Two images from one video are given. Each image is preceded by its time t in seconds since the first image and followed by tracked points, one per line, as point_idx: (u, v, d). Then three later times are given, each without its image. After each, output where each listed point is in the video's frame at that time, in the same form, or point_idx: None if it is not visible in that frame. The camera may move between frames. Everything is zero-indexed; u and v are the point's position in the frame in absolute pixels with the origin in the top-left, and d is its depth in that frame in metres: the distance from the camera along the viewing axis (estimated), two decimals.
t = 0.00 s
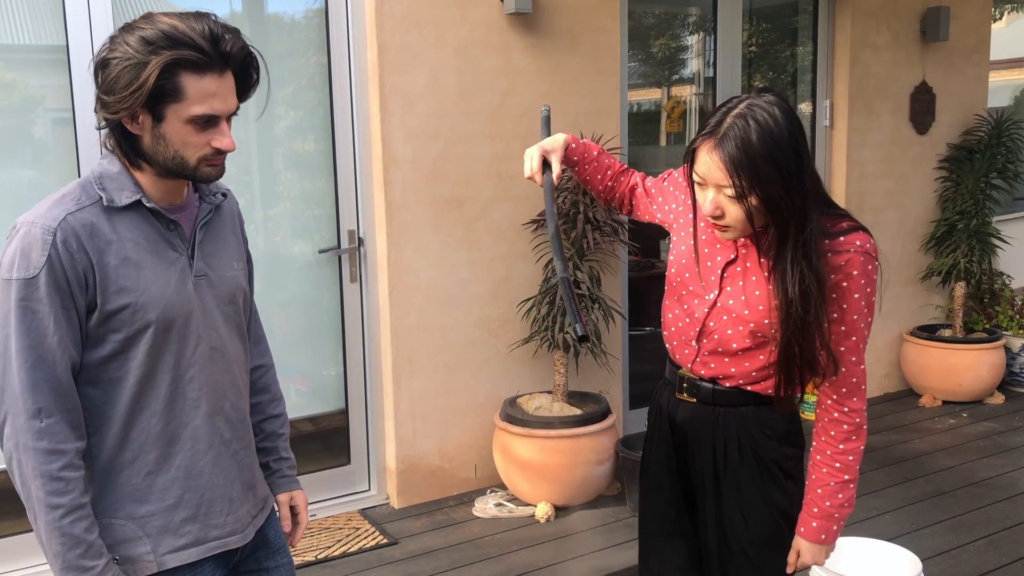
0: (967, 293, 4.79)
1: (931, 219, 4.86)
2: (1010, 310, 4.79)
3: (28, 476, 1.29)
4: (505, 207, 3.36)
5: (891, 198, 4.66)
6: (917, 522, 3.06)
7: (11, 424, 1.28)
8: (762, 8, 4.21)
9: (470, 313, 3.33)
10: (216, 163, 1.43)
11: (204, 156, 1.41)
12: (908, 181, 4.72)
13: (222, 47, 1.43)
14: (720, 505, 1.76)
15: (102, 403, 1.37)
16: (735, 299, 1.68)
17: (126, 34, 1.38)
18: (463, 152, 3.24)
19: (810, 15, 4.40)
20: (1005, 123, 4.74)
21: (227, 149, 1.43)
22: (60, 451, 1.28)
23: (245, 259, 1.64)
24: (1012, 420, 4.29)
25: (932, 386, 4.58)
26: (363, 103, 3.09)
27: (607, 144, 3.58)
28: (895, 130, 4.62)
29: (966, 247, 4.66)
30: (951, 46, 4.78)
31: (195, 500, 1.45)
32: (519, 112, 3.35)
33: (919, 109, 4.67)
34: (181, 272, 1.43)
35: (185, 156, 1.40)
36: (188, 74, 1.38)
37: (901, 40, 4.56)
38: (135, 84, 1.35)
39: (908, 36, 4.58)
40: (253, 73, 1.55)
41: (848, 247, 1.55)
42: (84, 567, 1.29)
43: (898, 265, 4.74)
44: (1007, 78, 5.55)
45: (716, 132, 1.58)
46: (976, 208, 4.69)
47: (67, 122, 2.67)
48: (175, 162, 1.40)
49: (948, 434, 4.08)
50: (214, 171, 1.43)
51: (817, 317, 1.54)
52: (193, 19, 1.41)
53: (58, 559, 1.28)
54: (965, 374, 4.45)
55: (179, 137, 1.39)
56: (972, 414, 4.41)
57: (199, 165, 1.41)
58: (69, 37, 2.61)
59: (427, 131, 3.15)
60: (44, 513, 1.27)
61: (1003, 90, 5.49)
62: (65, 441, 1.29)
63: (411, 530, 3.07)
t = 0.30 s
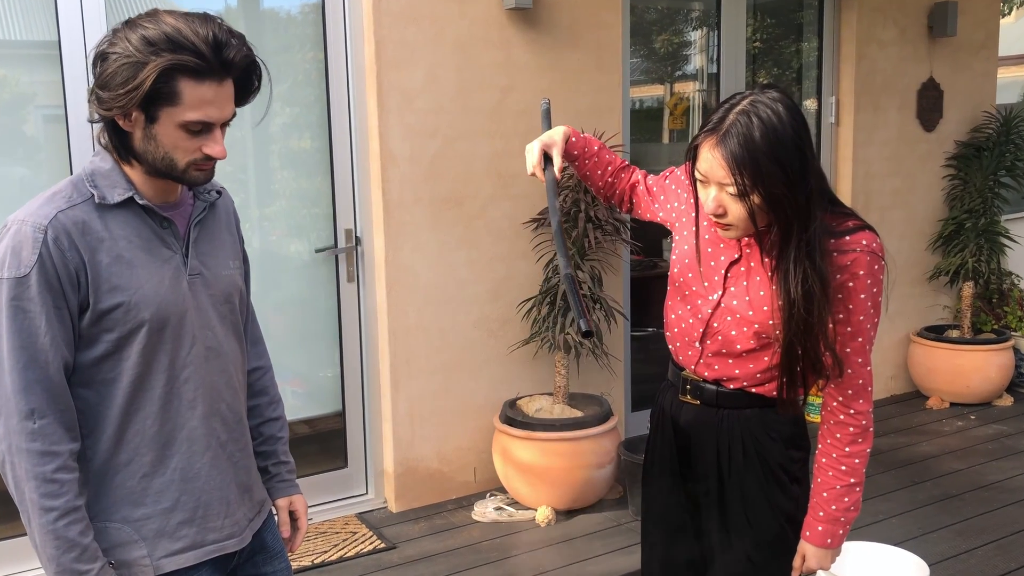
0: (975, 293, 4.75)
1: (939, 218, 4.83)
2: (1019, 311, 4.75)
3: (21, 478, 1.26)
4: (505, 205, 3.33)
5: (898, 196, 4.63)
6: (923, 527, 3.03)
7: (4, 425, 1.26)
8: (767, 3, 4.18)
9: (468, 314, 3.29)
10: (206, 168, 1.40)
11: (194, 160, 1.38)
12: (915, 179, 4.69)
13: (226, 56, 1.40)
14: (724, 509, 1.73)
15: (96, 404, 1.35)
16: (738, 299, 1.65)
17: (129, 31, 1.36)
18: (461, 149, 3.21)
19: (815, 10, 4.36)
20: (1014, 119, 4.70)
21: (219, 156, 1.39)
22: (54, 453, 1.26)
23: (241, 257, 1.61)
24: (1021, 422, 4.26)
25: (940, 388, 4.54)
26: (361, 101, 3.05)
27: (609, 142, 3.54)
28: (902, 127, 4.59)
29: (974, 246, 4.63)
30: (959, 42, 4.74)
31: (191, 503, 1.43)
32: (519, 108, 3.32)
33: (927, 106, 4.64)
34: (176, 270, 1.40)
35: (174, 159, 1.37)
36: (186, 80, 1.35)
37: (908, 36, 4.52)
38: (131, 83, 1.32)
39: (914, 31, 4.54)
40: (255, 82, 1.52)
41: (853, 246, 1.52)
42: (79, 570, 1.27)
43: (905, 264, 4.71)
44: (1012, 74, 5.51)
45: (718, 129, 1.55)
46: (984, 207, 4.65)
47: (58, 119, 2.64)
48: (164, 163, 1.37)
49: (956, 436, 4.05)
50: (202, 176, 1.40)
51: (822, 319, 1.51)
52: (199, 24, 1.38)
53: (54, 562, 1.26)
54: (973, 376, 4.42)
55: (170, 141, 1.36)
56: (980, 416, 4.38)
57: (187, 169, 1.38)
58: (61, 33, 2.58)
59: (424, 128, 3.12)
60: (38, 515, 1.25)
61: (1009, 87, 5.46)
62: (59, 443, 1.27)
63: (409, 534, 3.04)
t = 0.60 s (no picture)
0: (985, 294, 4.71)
1: (947, 217, 4.79)
2: None
3: (12, 482, 1.24)
4: (504, 203, 3.29)
5: (906, 194, 4.59)
6: (931, 532, 2.99)
7: None
8: None
9: (467, 314, 3.26)
10: (199, 170, 1.36)
11: (188, 161, 1.34)
12: (922, 177, 4.65)
13: (227, 59, 1.36)
14: (728, 514, 1.69)
15: (88, 406, 1.31)
16: (742, 299, 1.62)
17: (129, 27, 1.32)
18: (460, 145, 3.17)
19: (821, 5, 4.32)
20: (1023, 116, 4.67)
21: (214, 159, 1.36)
22: (45, 456, 1.23)
23: (236, 257, 1.57)
24: None
25: (949, 391, 4.51)
26: (358, 98, 3.02)
27: (611, 139, 3.51)
28: (910, 123, 4.55)
29: (984, 245, 4.60)
30: (968, 37, 4.70)
31: (186, 507, 1.39)
32: (519, 104, 3.28)
33: (935, 102, 4.60)
34: (169, 269, 1.36)
35: (168, 159, 1.33)
36: (185, 81, 1.32)
37: (916, 31, 4.49)
38: (129, 81, 1.29)
39: (922, 26, 4.51)
40: (255, 85, 1.49)
41: (860, 244, 1.48)
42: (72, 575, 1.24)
43: (913, 263, 4.68)
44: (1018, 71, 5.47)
45: (722, 125, 1.52)
46: (994, 205, 4.62)
47: (49, 115, 2.60)
48: (157, 163, 1.33)
49: (965, 439, 4.01)
50: (196, 177, 1.36)
51: (827, 319, 1.47)
52: (203, 26, 1.35)
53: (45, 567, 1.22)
54: (983, 377, 4.39)
55: (164, 141, 1.33)
56: (990, 419, 4.34)
57: (180, 169, 1.34)
58: (52, 27, 2.54)
59: (422, 125, 3.08)
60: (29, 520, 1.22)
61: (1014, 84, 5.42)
62: (50, 445, 1.24)
63: (406, 539, 3.00)
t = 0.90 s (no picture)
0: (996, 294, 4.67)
1: (957, 215, 4.75)
2: None
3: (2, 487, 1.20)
4: (504, 201, 3.25)
5: (916, 191, 4.55)
6: (941, 538, 2.95)
7: None
8: None
9: (466, 314, 3.22)
10: (192, 167, 1.33)
11: (180, 158, 1.31)
12: (932, 173, 4.61)
13: (220, 53, 1.32)
14: (732, 519, 1.66)
15: (80, 409, 1.27)
16: (746, 299, 1.58)
17: (121, 21, 1.28)
18: (457, 141, 3.13)
19: None
20: None
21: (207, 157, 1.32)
22: (36, 460, 1.19)
23: (229, 256, 1.54)
24: None
25: (959, 394, 4.47)
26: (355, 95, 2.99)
27: (613, 135, 3.46)
28: (919, 120, 4.52)
29: (995, 244, 4.55)
30: (979, 31, 4.66)
31: (179, 512, 1.35)
32: (518, 100, 3.25)
33: (946, 97, 4.56)
34: (162, 268, 1.33)
35: (159, 157, 1.29)
36: (177, 77, 1.28)
37: (926, 25, 4.44)
38: (120, 76, 1.25)
39: (932, 21, 4.46)
40: (249, 81, 1.44)
41: (866, 243, 1.44)
42: None
43: (923, 262, 4.64)
44: None
45: (723, 122, 1.48)
46: (1004, 203, 4.57)
47: (38, 111, 2.56)
48: (149, 161, 1.29)
49: (975, 443, 3.97)
50: (188, 175, 1.32)
51: (833, 320, 1.43)
52: (196, 19, 1.31)
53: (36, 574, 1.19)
54: (993, 380, 4.36)
55: (157, 137, 1.29)
56: (1001, 421, 4.31)
57: (172, 167, 1.30)
58: (41, 22, 2.50)
59: (420, 121, 3.04)
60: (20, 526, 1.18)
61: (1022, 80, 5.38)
62: (41, 450, 1.20)
63: (403, 545, 2.96)
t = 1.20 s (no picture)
0: (1008, 294, 4.62)
1: (969, 214, 4.71)
2: None
3: None
4: (504, 199, 3.21)
5: (926, 189, 4.51)
6: (952, 544, 2.91)
7: None
8: None
9: (466, 315, 3.18)
10: (183, 163, 1.29)
11: (172, 154, 1.27)
12: (942, 170, 4.57)
13: (212, 46, 1.28)
14: (736, 525, 1.62)
15: (70, 413, 1.23)
16: (749, 299, 1.54)
17: (109, 13, 1.24)
18: (456, 138, 3.09)
19: None
20: None
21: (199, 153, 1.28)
22: (25, 464, 1.15)
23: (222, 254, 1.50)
24: None
25: (970, 397, 4.44)
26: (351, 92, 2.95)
27: (615, 131, 3.42)
28: (930, 115, 4.48)
29: (1007, 243, 4.49)
30: (990, 25, 4.63)
31: (171, 518, 1.31)
32: (518, 95, 3.21)
33: (956, 92, 4.52)
34: (153, 268, 1.28)
35: (150, 153, 1.25)
36: (169, 70, 1.24)
37: (936, 19, 4.41)
38: (110, 70, 1.21)
39: (943, 14, 4.43)
40: (241, 75, 1.40)
41: (871, 241, 1.40)
42: None
43: (934, 261, 4.61)
44: None
45: (722, 114, 1.44)
46: (1018, 201, 4.51)
47: (26, 106, 2.52)
48: (140, 156, 1.25)
49: (987, 447, 3.93)
50: (180, 171, 1.28)
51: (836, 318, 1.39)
52: (186, 12, 1.27)
53: None
54: (1007, 383, 4.33)
55: (147, 132, 1.25)
56: (1012, 425, 4.28)
57: (164, 163, 1.26)
58: (30, 15, 2.47)
59: (416, 117, 3.00)
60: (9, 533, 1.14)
61: None
62: (29, 453, 1.16)
63: (400, 551, 2.92)
